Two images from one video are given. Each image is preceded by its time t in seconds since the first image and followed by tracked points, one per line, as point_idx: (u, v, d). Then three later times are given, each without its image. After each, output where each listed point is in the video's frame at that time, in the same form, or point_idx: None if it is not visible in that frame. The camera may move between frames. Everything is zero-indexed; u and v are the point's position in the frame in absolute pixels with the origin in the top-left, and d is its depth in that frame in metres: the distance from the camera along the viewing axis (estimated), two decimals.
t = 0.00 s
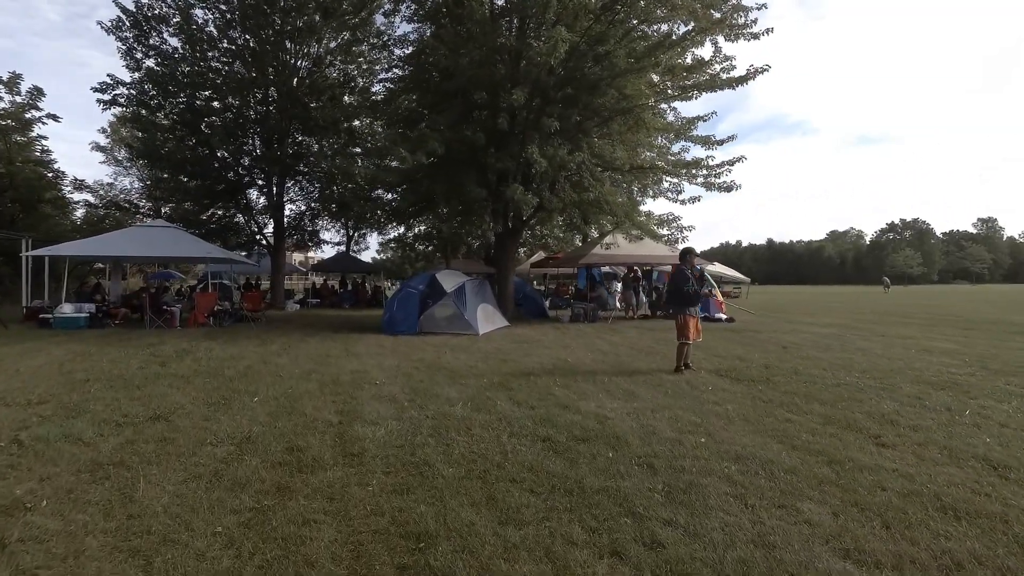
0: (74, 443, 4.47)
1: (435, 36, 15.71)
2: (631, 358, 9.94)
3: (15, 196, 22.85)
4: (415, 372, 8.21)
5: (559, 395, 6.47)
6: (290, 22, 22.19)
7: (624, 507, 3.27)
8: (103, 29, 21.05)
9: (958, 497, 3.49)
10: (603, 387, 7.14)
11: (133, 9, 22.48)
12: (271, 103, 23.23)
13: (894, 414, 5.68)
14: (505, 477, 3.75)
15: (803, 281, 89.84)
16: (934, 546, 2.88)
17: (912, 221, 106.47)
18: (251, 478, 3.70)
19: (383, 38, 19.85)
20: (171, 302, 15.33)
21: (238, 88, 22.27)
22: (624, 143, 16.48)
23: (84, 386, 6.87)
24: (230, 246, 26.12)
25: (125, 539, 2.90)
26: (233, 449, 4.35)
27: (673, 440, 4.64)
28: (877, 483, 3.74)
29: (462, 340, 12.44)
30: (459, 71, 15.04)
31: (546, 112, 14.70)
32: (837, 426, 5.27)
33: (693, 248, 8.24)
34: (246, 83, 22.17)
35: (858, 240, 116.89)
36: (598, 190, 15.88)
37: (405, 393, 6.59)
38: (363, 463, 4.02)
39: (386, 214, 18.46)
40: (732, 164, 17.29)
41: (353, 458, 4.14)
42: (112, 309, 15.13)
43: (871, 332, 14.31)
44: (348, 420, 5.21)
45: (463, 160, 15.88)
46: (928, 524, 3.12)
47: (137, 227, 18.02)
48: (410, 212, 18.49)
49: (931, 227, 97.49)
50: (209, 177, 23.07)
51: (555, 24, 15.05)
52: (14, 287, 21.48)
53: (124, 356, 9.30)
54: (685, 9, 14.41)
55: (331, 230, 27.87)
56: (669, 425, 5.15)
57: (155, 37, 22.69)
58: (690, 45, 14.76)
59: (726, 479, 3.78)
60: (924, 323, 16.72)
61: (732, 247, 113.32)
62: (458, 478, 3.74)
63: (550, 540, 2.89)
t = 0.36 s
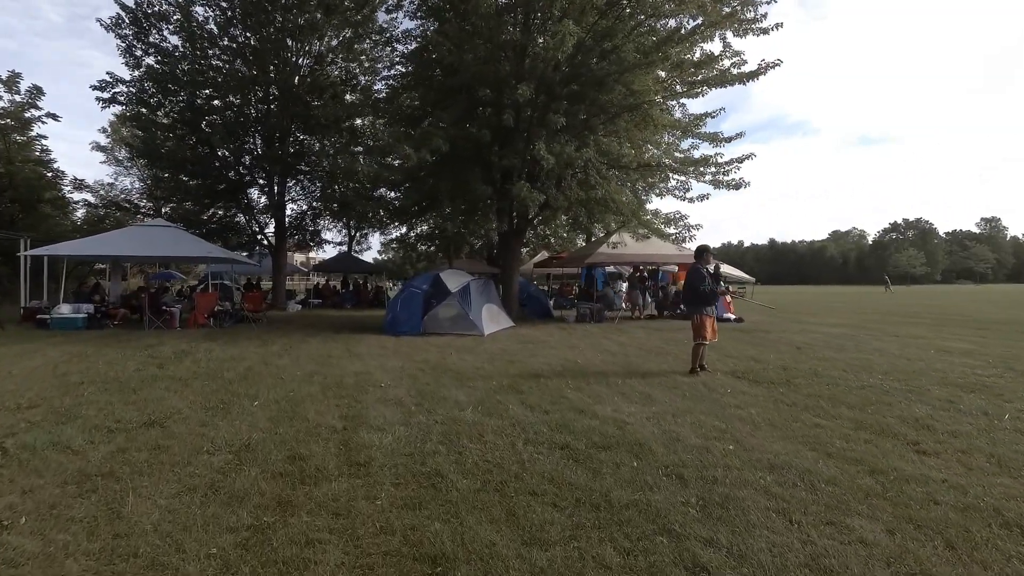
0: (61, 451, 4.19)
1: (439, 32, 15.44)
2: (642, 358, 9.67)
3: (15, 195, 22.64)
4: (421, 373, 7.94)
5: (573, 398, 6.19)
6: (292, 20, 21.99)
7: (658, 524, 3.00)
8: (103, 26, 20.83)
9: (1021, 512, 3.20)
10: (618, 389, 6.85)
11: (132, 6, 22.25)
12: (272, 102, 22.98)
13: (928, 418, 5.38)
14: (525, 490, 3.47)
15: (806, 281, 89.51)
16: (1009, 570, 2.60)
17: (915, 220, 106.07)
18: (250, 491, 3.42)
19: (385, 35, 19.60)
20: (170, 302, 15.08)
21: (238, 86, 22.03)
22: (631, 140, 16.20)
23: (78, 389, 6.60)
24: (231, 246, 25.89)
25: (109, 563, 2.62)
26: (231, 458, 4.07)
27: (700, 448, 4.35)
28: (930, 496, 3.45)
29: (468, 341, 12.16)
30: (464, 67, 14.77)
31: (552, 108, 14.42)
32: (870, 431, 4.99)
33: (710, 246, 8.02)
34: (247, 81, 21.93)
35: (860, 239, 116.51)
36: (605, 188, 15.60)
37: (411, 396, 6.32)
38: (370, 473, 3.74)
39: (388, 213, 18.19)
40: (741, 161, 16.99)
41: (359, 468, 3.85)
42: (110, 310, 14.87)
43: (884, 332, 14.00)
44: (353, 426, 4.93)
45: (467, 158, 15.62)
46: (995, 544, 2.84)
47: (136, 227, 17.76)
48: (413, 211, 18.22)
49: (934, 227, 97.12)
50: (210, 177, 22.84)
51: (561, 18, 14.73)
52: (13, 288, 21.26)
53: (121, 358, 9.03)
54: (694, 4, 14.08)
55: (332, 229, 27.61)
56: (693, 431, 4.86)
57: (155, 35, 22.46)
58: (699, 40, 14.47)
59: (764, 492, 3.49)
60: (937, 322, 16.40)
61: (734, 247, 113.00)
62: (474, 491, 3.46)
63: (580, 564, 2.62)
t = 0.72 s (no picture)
0: (42, 468, 3.87)
1: (444, 27, 15.12)
2: (655, 362, 9.34)
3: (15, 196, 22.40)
4: (428, 378, 7.64)
5: (589, 406, 5.88)
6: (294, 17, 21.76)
7: (702, 559, 2.67)
8: (103, 23, 20.57)
9: None
10: (636, 396, 6.51)
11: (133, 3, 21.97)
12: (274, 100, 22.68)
13: (973, 430, 5.02)
14: (549, 515, 3.14)
15: (810, 281, 88.94)
16: None
17: (920, 220, 105.39)
18: (244, 516, 3.10)
19: (389, 31, 19.30)
20: (170, 303, 14.82)
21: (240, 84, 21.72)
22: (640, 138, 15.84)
23: (68, 396, 6.29)
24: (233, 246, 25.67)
25: None
26: (225, 476, 3.75)
27: (735, 465, 4.01)
28: (1000, 523, 3.10)
29: (475, 343, 11.85)
30: (469, 62, 14.44)
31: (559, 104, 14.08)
32: (912, 443, 4.67)
33: (728, 248, 7.78)
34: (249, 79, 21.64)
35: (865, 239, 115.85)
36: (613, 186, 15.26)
37: (419, 404, 6.00)
38: (377, 495, 3.42)
39: (392, 212, 17.89)
40: (751, 159, 16.59)
41: (364, 488, 3.53)
42: (110, 311, 14.61)
43: (902, 334, 13.61)
44: (357, 438, 4.61)
45: (473, 156, 15.32)
46: None
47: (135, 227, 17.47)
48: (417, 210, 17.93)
49: (940, 227, 96.46)
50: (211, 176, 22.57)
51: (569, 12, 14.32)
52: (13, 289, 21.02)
53: (117, 361, 8.74)
54: None
55: (335, 230, 27.32)
56: (723, 444, 4.52)
57: (156, 32, 22.17)
58: (710, 34, 14.05)
59: (814, 517, 3.16)
60: (954, 324, 16.00)
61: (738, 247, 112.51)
62: (493, 516, 3.13)
63: None
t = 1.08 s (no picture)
0: (21, 481, 3.60)
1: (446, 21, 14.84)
2: (666, 363, 9.05)
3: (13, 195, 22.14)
4: (432, 381, 7.36)
5: (603, 410, 5.60)
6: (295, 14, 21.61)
7: None
8: (101, 20, 20.33)
9: None
10: (650, 400, 6.23)
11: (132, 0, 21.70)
12: (275, 98, 22.43)
13: (1013, 436, 4.74)
14: (572, 535, 2.88)
15: (813, 281, 88.55)
16: None
17: (923, 219, 104.97)
18: (237, 537, 2.84)
19: (390, 28, 19.03)
20: (169, 304, 14.57)
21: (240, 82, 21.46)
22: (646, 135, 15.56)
23: (58, 401, 6.02)
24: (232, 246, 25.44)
25: None
26: (218, 489, 3.48)
27: (767, 476, 3.73)
28: None
29: (479, 344, 11.56)
30: (473, 58, 14.15)
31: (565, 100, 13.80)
32: (951, 451, 4.39)
33: (746, 246, 7.51)
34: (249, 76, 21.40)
35: (867, 239, 115.44)
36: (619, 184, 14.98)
37: (424, 409, 5.73)
38: (382, 512, 3.15)
39: (393, 211, 17.62)
40: (760, 156, 16.28)
41: (368, 504, 3.27)
42: (109, 312, 14.49)
43: (915, 334, 13.32)
44: (360, 447, 4.33)
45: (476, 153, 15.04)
46: None
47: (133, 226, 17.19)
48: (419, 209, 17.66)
49: (942, 227, 96.09)
50: (211, 175, 22.31)
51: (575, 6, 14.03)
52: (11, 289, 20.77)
53: (112, 363, 8.47)
54: None
55: (336, 229, 27.05)
56: (750, 453, 4.25)
57: (154, 30, 21.90)
58: (719, 28, 13.73)
59: (862, 537, 2.89)
60: (965, 324, 15.70)
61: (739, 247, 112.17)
62: (510, 536, 2.87)
63: None
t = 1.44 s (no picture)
0: (16, 504, 3.34)
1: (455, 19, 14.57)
2: (685, 370, 8.75)
3: (16, 196, 21.94)
4: (446, 389, 7.09)
5: (630, 423, 5.33)
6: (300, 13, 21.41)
7: None
8: (104, 19, 20.11)
9: None
10: (677, 410, 5.95)
11: None
12: (279, 98, 22.22)
13: None
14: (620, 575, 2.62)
15: (817, 282, 88.11)
16: None
17: (928, 220, 104.43)
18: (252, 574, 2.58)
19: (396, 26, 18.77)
20: (172, 306, 14.34)
21: (245, 82, 21.25)
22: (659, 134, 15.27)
23: (58, 411, 5.76)
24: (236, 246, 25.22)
25: None
26: (228, 514, 3.22)
27: (820, 501, 3.46)
28: None
29: (490, 348, 11.28)
30: (482, 55, 13.87)
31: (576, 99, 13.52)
32: (1009, 470, 4.11)
33: (773, 250, 7.22)
34: (253, 76, 21.18)
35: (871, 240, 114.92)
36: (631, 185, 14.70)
37: (441, 420, 5.46)
38: (409, 543, 2.90)
39: (400, 211, 17.36)
40: (774, 156, 15.96)
41: (392, 533, 3.01)
42: (113, 314, 14.02)
43: (935, 338, 13.02)
44: (378, 464, 4.07)
45: (485, 153, 14.78)
46: None
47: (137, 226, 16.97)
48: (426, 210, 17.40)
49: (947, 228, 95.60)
50: (215, 175, 22.10)
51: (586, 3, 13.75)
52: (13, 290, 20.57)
53: (115, 369, 8.21)
54: None
55: (341, 230, 26.80)
56: (795, 472, 3.98)
57: (158, 28, 21.68)
58: (734, 25, 13.41)
59: None
60: (984, 327, 15.38)
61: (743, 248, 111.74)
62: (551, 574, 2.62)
63: None
